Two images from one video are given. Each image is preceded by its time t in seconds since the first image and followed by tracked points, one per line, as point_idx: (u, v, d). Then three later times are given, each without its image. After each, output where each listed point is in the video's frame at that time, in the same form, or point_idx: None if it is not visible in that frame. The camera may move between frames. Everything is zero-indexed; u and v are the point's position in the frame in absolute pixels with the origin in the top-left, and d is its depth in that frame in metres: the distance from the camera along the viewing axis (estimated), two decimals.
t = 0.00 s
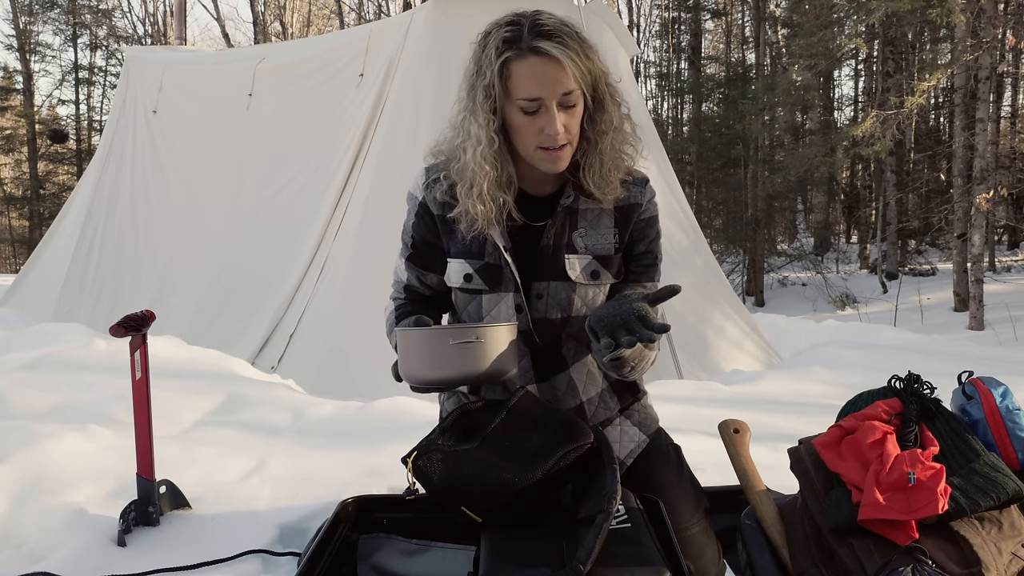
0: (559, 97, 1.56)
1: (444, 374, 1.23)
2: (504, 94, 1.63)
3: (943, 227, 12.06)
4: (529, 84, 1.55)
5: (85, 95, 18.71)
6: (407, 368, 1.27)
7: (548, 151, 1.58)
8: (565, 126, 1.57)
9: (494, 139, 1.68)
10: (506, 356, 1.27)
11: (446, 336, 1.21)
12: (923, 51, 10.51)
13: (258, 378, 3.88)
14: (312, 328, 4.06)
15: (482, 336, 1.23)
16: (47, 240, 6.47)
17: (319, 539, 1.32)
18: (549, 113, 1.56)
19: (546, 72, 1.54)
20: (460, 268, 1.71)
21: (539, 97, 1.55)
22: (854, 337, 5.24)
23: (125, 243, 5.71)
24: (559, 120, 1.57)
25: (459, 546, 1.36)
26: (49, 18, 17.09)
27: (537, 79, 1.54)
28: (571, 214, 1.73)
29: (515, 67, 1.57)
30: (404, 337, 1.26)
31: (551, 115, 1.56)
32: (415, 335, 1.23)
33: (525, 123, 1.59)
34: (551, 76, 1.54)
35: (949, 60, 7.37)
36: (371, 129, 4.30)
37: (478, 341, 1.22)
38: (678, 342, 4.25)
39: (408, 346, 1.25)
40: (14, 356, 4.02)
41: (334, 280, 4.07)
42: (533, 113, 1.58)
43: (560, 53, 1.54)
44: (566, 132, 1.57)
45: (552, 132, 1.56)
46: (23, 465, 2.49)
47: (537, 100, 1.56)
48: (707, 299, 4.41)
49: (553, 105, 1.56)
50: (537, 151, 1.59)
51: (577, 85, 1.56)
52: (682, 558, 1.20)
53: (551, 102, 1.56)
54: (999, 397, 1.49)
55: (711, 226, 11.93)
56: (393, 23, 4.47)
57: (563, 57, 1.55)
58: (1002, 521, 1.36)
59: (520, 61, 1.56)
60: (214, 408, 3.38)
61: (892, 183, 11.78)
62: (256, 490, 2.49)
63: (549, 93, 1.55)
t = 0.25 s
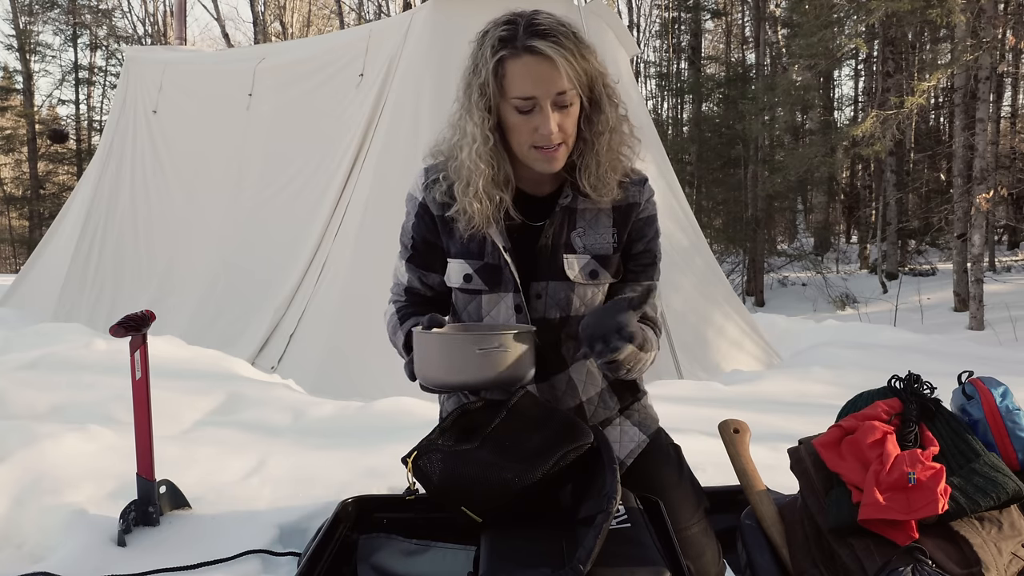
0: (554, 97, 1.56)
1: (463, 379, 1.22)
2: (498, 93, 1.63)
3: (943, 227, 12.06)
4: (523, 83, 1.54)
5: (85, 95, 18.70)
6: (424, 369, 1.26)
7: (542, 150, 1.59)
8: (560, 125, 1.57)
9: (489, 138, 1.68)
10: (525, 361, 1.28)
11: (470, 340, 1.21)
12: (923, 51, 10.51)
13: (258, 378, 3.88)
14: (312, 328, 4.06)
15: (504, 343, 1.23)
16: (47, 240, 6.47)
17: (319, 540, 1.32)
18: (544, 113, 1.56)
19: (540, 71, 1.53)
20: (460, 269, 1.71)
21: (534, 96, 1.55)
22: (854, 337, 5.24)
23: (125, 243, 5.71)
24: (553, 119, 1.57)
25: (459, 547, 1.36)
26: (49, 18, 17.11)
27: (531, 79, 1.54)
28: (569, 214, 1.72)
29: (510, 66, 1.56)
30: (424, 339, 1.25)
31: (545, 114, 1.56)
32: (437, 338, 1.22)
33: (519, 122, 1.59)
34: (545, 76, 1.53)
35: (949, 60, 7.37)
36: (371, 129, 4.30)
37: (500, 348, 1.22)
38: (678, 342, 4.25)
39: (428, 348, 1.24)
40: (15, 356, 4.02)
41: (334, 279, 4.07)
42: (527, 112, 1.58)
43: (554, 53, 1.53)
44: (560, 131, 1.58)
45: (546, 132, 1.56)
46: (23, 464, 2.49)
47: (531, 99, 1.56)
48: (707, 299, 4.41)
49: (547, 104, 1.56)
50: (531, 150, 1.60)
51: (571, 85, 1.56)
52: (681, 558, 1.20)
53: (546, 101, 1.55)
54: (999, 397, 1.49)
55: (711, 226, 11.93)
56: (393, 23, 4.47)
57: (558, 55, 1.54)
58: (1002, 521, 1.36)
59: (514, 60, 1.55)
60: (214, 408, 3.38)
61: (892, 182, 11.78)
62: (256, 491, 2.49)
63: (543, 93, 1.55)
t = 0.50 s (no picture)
0: (546, 98, 1.56)
1: (513, 399, 1.07)
2: (491, 93, 1.62)
3: (943, 227, 12.06)
4: (515, 84, 1.54)
5: (85, 95, 18.70)
6: (465, 392, 1.10)
7: (536, 150, 1.60)
8: (553, 126, 1.58)
9: (483, 137, 1.68)
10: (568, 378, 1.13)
11: (517, 359, 1.05)
12: (923, 51, 10.52)
13: (258, 378, 3.88)
14: (312, 328, 4.07)
15: (555, 362, 1.08)
16: (47, 240, 6.47)
17: (319, 540, 1.32)
18: (535, 114, 1.56)
19: (532, 70, 1.52)
20: (471, 267, 1.72)
21: (525, 97, 1.55)
22: (854, 337, 5.23)
23: (125, 243, 5.71)
24: (544, 120, 1.57)
25: (459, 547, 1.36)
26: (50, 18, 17.13)
27: (524, 79, 1.53)
28: (572, 207, 1.72)
29: (502, 66, 1.56)
30: (464, 358, 1.09)
31: (537, 116, 1.56)
32: (480, 357, 1.06)
33: (512, 122, 1.59)
34: (536, 77, 1.53)
35: (949, 60, 7.37)
36: (371, 129, 4.30)
37: (552, 364, 1.07)
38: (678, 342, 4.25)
39: (470, 368, 1.08)
40: (14, 356, 4.02)
41: (334, 279, 4.07)
42: (520, 113, 1.57)
43: (546, 54, 1.52)
44: (553, 132, 1.58)
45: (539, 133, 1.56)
46: (23, 464, 2.50)
47: (523, 100, 1.55)
48: (707, 299, 4.41)
49: (539, 106, 1.55)
50: (526, 150, 1.61)
51: (563, 86, 1.55)
52: (681, 558, 1.20)
53: (537, 102, 1.55)
54: (998, 397, 1.49)
55: (711, 226, 11.92)
56: (393, 23, 4.47)
57: (550, 55, 1.53)
58: (1002, 521, 1.36)
59: (506, 61, 1.54)
60: (214, 408, 3.38)
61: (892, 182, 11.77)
62: (256, 490, 2.49)
63: (535, 94, 1.54)
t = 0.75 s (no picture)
0: (543, 97, 1.55)
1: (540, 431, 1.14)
2: (489, 92, 1.62)
3: (943, 227, 12.07)
4: (512, 85, 1.53)
5: (85, 95, 18.70)
6: (497, 421, 1.15)
7: (535, 149, 1.60)
8: (550, 126, 1.58)
9: (481, 136, 1.68)
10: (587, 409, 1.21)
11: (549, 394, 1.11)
12: (923, 51, 10.52)
13: (258, 378, 3.88)
14: (312, 328, 4.07)
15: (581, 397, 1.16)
16: (47, 240, 6.47)
17: (319, 540, 1.32)
18: (533, 113, 1.56)
19: (529, 71, 1.52)
20: (475, 267, 1.71)
21: (522, 97, 1.55)
22: (855, 337, 5.23)
23: (125, 243, 5.71)
24: (542, 119, 1.57)
25: (459, 547, 1.36)
26: (50, 18, 17.14)
27: (521, 79, 1.52)
28: (573, 205, 1.73)
29: (499, 66, 1.55)
30: (498, 389, 1.13)
31: (534, 115, 1.56)
32: (517, 389, 1.11)
33: (510, 122, 1.59)
34: (533, 77, 1.52)
35: (949, 60, 7.37)
36: (371, 129, 4.30)
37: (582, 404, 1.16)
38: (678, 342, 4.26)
39: (505, 400, 1.12)
40: (14, 356, 4.02)
41: (334, 279, 4.07)
42: (517, 112, 1.57)
43: (543, 54, 1.52)
44: (550, 132, 1.58)
45: (536, 133, 1.56)
46: (23, 464, 2.50)
47: (520, 100, 1.55)
48: (707, 299, 4.40)
49: (536, 106, 1.55)
50: (524, 150, 1.61)
51: (560, 86, 1.55)
52: (681, 558, 1.20)
53: (535, 102, 1.55)
54: (999, 397, 1.49)
55: (711, 226, 11.92)
56: (393, 23, 4.47)
57: (547, 55, 1.53)
58: (1002, 521, 1.36)
59: (503, 61, 1.54)
60: (214, 408, 3.38)
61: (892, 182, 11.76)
62: (256, 490, 2.49)
63: (532, 94, 1.54)
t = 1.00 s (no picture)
0: (541, 100, 1.55)
1: (543, 461, 1.18)
2: (487, 95, 1.61)
3: (943, 227, 12.07)
4: (510, 88, 1.53)
5: (85, 95, 18.70)
6: (497, 451, 1.19)
7: (533, 152, 1.60)
8: (548, 129, 1.57)
9: (480, 138, 1.68)
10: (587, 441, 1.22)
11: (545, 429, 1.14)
12: (923, 51, 10.52)
13: (258, 378, 3.88)
14: (312, 328, 4.07)
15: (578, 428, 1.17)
16: (47, 240, 6.46)
17: (319, 540, 1.32)
18: (531, 116, 1.55)
19: (528, 73, 1.51)
20: (474, 267, 1.71)
21: (520, 100, 1.54)
22: (855, 337, 5.23)
23: (125, 243, 5.71)
24: (540, 122, 1.56)
25: (459, 547, 1.35)
26: (50, 18, 17.16)
27: (519, 82, 1.52)
28: (573, 206, 1.74)
29: (497, 69, 1.54)
30: (497, 425, 1.16)
31: (532, 118, 1.55)
32: (515, 426, 1.14)
33: (508, 124, 1.59)
34: (531, 79, 1.51)
35: (949, 60, 7.38)
36: (371, 129, 4.30)
37: (581, 431, 1.17)
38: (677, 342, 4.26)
39: (503, 435, 1.16)
40: (14, 356, 4.02)
41: (334, 279, 4.07)
42: (516, 115, 1.57)
43: (541, 57, 1.51)
44: (548, 135, 1.58)
45: (534, 136, 1.56)
46: (23, 464, 2.50)
47: (518, 103, 1.54)
48: (707, 299, 4.41)
49: (534, 109, 1.55)
50: (523, 152, 1.61)
51: (558, 89, 1.54)
52: (682, 559, 1.20)
53: (533, 105, 1.54)
54: (999, 397, 1.49)
55: (711, 226, 11.92)
56: (393, 23, 4.46)
57: (546, 58, 1.52)
58: (1002, 521, 1.36)
59: (502, 63, 1.53)
60: (214, 408, 3.38)
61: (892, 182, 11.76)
62: (256, 490, 2.49)
63: (529, 96, 1.53)
